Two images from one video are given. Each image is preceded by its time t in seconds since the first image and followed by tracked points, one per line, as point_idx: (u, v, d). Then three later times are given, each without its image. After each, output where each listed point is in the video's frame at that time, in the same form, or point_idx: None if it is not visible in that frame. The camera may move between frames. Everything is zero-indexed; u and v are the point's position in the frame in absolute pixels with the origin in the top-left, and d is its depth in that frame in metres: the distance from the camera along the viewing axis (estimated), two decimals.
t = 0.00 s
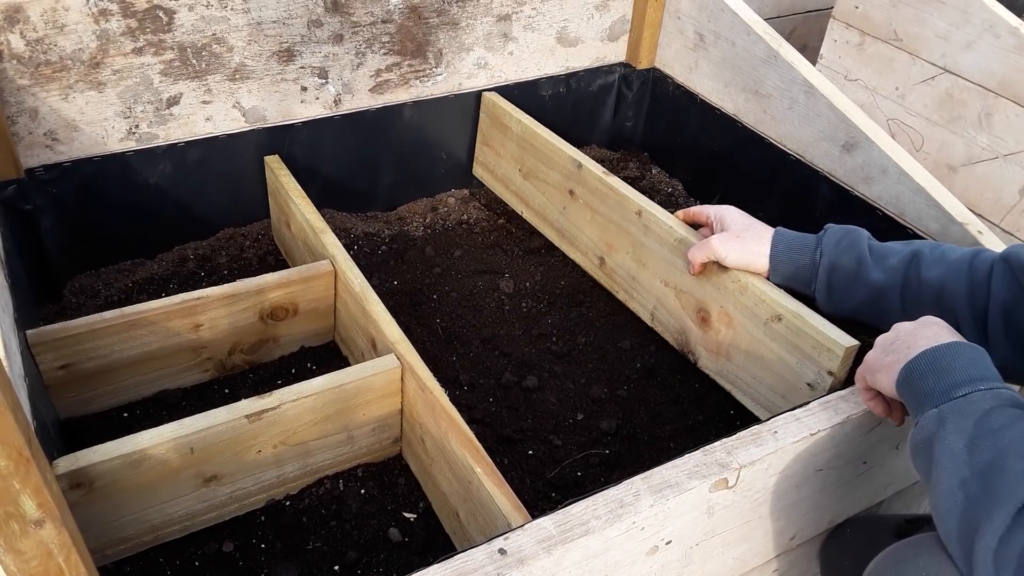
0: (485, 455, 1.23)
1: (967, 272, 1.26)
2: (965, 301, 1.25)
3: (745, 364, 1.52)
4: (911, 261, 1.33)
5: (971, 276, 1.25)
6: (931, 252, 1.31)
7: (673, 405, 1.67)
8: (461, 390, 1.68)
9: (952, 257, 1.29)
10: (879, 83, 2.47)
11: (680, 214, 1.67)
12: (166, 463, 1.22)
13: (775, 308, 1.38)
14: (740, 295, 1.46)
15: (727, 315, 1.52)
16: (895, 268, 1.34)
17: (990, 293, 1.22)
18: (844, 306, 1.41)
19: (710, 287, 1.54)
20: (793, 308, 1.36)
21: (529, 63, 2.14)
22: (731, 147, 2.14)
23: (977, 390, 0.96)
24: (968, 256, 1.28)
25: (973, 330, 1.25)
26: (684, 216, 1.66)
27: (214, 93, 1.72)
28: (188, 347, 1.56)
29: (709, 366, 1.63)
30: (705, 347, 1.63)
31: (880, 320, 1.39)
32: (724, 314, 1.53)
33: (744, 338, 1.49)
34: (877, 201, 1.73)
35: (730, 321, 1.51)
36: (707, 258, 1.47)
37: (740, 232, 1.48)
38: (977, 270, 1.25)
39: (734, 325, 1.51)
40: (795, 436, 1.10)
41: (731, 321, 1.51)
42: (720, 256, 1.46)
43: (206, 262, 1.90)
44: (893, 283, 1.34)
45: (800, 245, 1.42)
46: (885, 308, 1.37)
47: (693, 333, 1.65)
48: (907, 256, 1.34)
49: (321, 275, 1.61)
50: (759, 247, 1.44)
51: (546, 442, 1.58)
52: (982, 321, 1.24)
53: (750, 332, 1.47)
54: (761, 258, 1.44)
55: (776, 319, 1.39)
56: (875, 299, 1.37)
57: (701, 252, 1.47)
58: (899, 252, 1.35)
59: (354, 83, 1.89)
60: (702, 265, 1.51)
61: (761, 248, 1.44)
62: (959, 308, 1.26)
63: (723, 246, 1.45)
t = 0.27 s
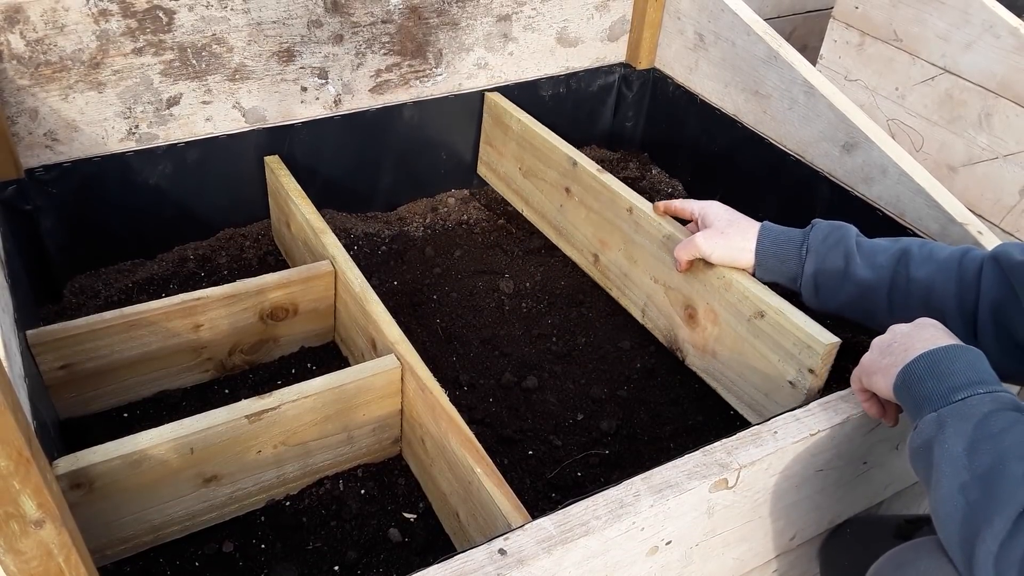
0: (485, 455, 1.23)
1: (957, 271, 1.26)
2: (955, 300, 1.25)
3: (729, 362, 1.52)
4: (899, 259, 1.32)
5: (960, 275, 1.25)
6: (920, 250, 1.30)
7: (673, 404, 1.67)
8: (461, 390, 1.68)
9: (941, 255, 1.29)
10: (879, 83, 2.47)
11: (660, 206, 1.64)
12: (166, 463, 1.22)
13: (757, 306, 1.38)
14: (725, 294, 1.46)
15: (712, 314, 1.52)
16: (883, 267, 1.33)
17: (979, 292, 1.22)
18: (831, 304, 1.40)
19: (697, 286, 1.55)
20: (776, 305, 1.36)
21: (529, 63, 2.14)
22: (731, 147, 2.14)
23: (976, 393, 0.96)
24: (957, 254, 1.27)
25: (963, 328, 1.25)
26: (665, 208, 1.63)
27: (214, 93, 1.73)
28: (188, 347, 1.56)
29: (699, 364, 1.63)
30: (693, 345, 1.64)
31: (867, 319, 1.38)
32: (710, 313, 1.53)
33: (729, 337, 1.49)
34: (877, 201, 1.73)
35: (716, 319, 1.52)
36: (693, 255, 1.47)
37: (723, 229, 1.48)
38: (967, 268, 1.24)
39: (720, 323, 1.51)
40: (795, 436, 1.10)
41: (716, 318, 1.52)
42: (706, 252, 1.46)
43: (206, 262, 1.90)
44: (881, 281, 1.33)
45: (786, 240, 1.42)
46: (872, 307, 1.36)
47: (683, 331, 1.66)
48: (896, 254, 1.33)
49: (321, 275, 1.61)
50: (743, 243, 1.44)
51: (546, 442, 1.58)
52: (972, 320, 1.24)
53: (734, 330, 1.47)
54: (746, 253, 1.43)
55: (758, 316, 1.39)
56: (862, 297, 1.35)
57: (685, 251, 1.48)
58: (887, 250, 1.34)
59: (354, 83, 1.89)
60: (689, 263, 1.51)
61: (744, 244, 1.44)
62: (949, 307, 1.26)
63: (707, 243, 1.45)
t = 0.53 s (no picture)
0: (485, 455, 1.23)
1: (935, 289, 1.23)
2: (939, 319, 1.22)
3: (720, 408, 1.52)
4: (871, 286, 1.28)
5: (938, 292, 1.22)
6: (890, 275, 1.27)
7: (673, 404, 1.67)
8: (461, 390, 1.68)
9: (912, 275, 1.25)
10: (879, 83, 2.47)
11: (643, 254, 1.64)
12: (166, 463, 1.22)
13: (743, 362, 1.39)
14: (712, 347, 1.46)
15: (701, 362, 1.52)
16: (857, 297, 1.29)
17: (961, 309, 1.19)
18: (816, 338, 1.36)
19: (683, 332, 1.55)
20: (761, 363, 1.37)
21: (529, 64, 2.15)
22: (731, 148, 2.14)
23: (974, 399, 0.96)
24: (931, 271, 1.24)
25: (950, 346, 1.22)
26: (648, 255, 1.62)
27: (214, 93, 1.73)
28: (188, 347, 1.56)
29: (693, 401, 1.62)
30: (687, 386, 1.61)
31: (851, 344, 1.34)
32: (699, 359, 1.53)
33: (717, 383, 1.49)
34: (877, 201, 1.73)
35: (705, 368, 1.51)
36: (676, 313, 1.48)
37: (704, 277, 1.46)
38: (945, 285, 1.22)
39: (709, 371, 1.51)
40: (795, 436, 1.10)
41: (705, 364, 1.51)
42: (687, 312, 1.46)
43: (206, 262, 1.90)
44: (859, 311, 1.29)
45: (758, 289, 1.40)
46: (854, 336, 1.32)
47: (675, 372, 1.63)
48: (866, 282, 1.29)
49: (321, 275, 1.61)
50: (721, 295, 1.43)
51: (547, 442, 1.58)
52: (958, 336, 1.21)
53: (722, 378, 1.47)
54: (725, 306, 1.42)
55: (744, 371, 1.39)
56: (843, 331, 1.32)
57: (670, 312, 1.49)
58: (857, 278, 1.30)
59: (354, 83, 1.89)
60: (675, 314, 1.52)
61: (723, 296, 1.43)
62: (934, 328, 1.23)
63: (686, 303, 1.45)
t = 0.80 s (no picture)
0: (485, 455, 1.23)
1: (932, 292, 1.22)
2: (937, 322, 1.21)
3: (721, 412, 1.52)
4: (869, 290, 1.28)
5: (936, 295, 1.21)
6: (887, 278, 1.27)
7: (673, 404, 1.67)
8: (461, 390, 1.68)
9: (910, 278, 1.25)
10: (879, 84, 2.47)
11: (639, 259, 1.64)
12: (166, 463, 1.22)
13: (743, 367, 1.40)
14: (712, 352, 1.47)
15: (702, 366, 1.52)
16: (854, 301, 1.29)
17: (960, 311, 1.18)
18: (817, 342, 1.37)
19: (683, 336, 1.55)
20: (761, 368, 1.37)
21: (529, 64, 2.14)
22: (731, 148, 2.14)
23: (975, 405, 0.96)
24: (930, 274, 1.23)
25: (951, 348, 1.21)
26: (645, 259, 1.62)
27: (214, 93, 1.73)
28: (188, 347, 1.56)
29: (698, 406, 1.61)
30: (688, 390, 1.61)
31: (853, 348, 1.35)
32: (700, 364, 1.53)
33: (719, 387, 1.49)
34: (877, 201, 1.73)
35: (706, 372, 1.51)
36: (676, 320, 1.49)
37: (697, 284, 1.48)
38: (942, 288, 1.21)
39: (711, 376, 1.51)
40: (795, 436, 1.10)
41: (706, 368, 1.51)
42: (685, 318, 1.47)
43: (206, 262, 1.90)
44: (857, 315, 1.30)
45: (754, 295, 1.42)
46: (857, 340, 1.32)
47: (679, 377, 1.63)
48: (863, 286, 1.29)
49: (321, 275, 1.61)
50: (717, 302, 1.45)
51: (547, 442, 1.58)
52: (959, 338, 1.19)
53: (724, 382, 1.47)
54: (721, 312, 1.44)
55: (744, 376, 1.40)
56: (843, 335, 1.33)
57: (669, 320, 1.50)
58: (854, 282, 1.30)
59: (354, 83, 1.89)
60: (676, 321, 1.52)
61: (719, 303, 1.44)
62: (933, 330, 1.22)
63: (683, 310, 1.46)
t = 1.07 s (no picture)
0: (485, 455, 1.23)
1: (941, 288, 1.20)
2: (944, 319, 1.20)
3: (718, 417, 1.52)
4: (876, 286, 1.27)
5: (945, 292, 1.20)
6: (895, 274, 1.25)
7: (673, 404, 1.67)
8: (461, 390, 1.68)
9: (919, 274, 1.23)
10: (879, 83, 2.47)
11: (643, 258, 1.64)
12: (166, 463, 1.22)
13: (741, 369, 1.39)
14: (710, 355, 1.46)
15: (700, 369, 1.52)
16: (860, 297, 1.28)
17: (969, 309, 1.17)
18: (818, 338, 1.35)
19: (683, 339, 1.54)
20: (759, 371, 1.37)
21: (529, 64, 2.14)
22: (731, 147, 2.14)
23: (975, 408, 0.96)
24: (938, 269, 1.22)
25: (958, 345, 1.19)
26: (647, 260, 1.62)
27: (214, 93, 1.73)
28: (188, 347, 1.56)
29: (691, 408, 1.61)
30: (685, 394, 1.61)
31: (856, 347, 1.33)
32: (698, 367, 1.52)
33: (716, 391, 1.49)
34: (877, 201, 1.73)
35: (704, 375, 1.51)
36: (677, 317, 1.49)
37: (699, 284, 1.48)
38: (952, 284, 1.19)
39: (708, 380, 1.50)
40: (795, 436, 1.10)
41: (704, 372, 1.51)
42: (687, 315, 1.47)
43: (206, 262, 1.90)
44: (863, 311, 1.27)
45: (757, 288, 1.40)
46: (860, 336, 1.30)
47: (675, 380, 1.62)
48: (870, 280, 1.27)
49: (321, 275, 1.61)
50: (720, 299, 1.43)
51: (546, 442, 1.58)
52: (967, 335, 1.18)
53: (721, 387, 1.47)
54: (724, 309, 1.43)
55: (742, 380, 1.39)
56: (847, 331, 1.31)
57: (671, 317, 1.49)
58: (860, 276, 1.29)
59: (354, 83, 1.89)
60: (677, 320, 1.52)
61: (723, 300, 1.43)
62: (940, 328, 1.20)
63: (685, 308, 1.46)
